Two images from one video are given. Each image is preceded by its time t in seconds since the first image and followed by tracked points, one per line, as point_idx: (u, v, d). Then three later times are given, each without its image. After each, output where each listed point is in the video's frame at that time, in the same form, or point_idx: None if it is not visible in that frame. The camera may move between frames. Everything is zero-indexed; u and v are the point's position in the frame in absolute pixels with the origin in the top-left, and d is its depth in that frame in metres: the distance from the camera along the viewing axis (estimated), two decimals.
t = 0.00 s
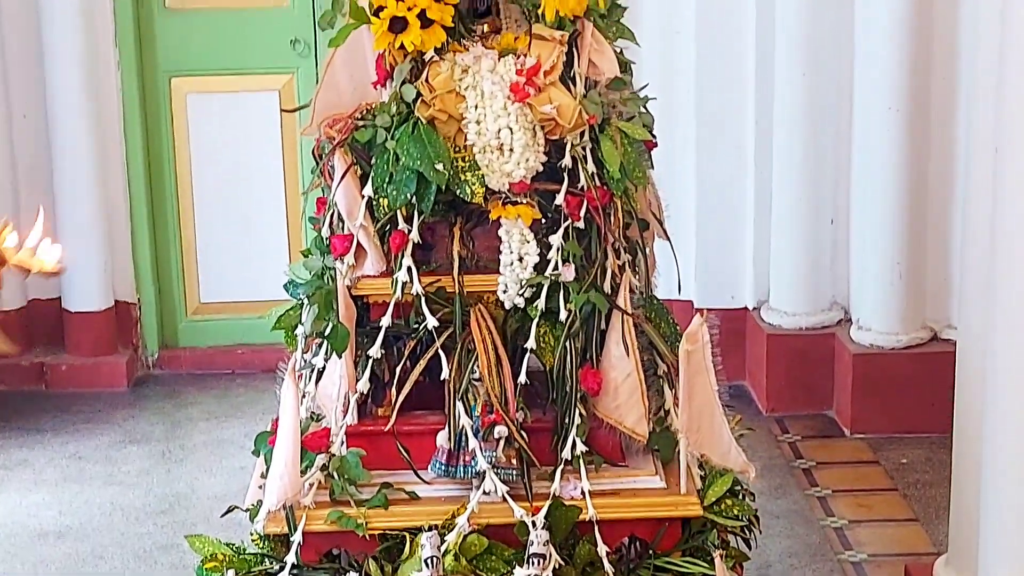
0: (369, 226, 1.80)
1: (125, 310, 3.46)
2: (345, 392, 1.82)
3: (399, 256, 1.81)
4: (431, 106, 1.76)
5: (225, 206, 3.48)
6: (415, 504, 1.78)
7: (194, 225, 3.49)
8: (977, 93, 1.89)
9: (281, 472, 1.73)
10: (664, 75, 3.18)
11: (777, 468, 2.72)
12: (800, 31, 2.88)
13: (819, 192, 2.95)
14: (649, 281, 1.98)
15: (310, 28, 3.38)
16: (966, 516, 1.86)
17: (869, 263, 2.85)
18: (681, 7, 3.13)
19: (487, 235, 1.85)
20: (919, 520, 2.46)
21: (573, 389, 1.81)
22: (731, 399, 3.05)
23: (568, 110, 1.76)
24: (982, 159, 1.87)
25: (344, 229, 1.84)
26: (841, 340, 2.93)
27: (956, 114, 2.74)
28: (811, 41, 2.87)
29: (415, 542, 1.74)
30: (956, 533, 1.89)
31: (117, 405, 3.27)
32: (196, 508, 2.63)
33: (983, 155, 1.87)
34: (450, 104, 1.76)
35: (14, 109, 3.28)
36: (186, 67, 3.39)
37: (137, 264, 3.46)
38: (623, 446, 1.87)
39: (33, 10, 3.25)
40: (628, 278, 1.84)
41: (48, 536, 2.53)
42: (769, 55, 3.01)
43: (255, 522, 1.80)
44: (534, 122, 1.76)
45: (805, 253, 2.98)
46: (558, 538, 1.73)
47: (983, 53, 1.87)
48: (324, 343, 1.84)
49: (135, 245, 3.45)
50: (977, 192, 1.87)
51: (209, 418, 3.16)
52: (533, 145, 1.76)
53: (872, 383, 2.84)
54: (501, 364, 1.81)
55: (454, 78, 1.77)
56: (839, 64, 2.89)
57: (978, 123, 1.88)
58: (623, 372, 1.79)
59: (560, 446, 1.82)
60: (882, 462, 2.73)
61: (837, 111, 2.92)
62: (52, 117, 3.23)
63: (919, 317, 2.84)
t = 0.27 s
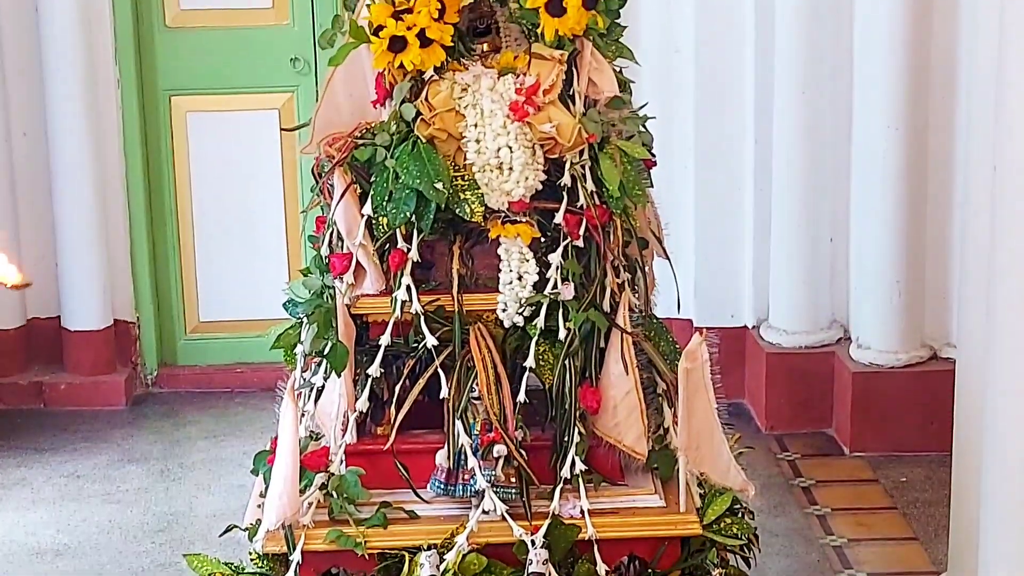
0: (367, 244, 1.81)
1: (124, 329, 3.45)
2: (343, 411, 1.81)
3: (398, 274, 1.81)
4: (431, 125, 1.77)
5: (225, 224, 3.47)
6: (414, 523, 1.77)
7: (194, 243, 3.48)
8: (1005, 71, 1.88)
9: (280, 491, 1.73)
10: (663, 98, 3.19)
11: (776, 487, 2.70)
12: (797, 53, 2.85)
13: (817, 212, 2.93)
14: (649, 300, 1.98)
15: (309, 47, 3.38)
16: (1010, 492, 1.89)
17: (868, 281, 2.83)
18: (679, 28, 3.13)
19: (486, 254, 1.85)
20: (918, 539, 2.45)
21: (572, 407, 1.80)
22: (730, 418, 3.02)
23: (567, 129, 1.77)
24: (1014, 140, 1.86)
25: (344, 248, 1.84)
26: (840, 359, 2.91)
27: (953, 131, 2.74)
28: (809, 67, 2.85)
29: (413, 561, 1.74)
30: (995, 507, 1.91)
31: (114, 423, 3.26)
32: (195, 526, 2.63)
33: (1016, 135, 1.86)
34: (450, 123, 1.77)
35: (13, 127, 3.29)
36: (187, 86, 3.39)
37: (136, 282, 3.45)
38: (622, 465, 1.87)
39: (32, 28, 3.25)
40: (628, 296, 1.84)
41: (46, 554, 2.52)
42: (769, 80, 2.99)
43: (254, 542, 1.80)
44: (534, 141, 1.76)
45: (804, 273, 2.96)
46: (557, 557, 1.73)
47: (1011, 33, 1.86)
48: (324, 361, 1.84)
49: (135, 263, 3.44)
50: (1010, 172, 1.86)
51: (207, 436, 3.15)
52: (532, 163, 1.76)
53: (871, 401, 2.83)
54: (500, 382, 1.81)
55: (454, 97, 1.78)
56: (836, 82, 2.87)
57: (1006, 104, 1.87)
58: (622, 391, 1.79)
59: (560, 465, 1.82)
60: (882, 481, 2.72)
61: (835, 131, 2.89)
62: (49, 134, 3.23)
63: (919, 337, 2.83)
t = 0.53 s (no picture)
0: (368, 259, 1.81)
1: (124, 343, 3.45)
2: (343, 425, 1.81)
3: (398, 288, 1.81)
4: (431, 140, 1.77)
5: (225, 239, 3.47)
6: (413, 537, 1.77)
7: (195, 257, 3.48)
8: (1006, 67, 1.88)
9: (279, 505, 1.73)
10: (663, 113, 3.19)
11: (776, 502, 2.70)
12: (796, 69, 2.86)
13: (816, 228, 2.93)
14: (648, 315, 1.98)
15: (309, 62, 3.38)
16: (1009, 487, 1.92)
17: (868, 295, 2.83)
18: (678, 42, 3.13)
19: (486, 268, 1.86)
20: (918, 555, 2.45)
21: (572, 422, 1.80)
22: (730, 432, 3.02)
23: (568, 143, 1.77)
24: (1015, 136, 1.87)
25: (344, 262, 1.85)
26: (840, 374, 2.91)
27: (954, 146, 2.74)
28: (809, 79, 2.85)
29: None
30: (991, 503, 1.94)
31: (114, 437, 3.26)
32: (194, 541, 2.62)
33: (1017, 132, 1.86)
34: (450, 138, 1.77)
35: (14, 144, 3.27)
36: (188, 100, 3.39)
37: (136, 297, 3.44)
38: (622, 480, 1.86)
39: (33, 44, 3.25)
40: (627, 311, 1.84)
41: (45, 568, 2.52)
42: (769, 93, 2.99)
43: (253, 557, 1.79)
44: (534, 155, 1.76)
45: (804, 286, 2.95)
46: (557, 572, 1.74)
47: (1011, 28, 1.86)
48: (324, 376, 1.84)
49: (135, 277, 3.44)
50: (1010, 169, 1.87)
51: (207, 450, 3.15)
52: (532, 178, 1.77)
53: (870, 416, 2.82)
54: (500, 396, 1.81)
55: (454, 112, 1.78)
56: (835, 98, 2.87)
57: (1006, 102, 1.88)
58: (622, 405, 1.80)
59: (559, 480, 1.82)
60: (882, 496, 2.71)
61: (834, 148, 2.90)
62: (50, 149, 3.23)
63: (919, 351, 2.83)
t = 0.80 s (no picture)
0: (367, 268, 1.81)
1: (123, 354, 3.44)
2: (342, 435, 1.82)
3: (398, 298, 1.81)
4: (429, 149, 1.78)
5: (224, 248, 3.47)
6: (412, 548, 1.77)
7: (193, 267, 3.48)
8: (1003, 68, 1.89)
9: (278, 515, 1.73)
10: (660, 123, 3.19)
11: (776, 511, 2.69)
12: (794, 78, 2.86)
13: (815, 237, 2.93)
14: (646, 324, 1.97)
15: (307, 72, 3.38)
16: (1008, 488, 1.92)
17: (867, 303, 2.83)
18: (676, 52, 3.13)
19: (485, 278, 1.86)
20: (917, 564, 2.44)
21: (571, 432, 1.80)
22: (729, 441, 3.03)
23: (566, 152, 1.77)
24: (1012, 136, 1.87)
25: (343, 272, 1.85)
26: (838, 383, 2.91)
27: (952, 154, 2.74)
28: (806, 88, 2.85)
29: None
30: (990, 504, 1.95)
31: (113, 448, 3.26)
32: (193, 552, 2.62)
33: (1014, 134, 1.87)
34: (448, 147, 1.78)
35: (13, 154, 3.29)
36: (187, 111, 3.39)
37: (135, 308, 3.44)
38: (621, 489, 1.87)
39: (32, 55, 3.25)
40: (626, 321, 1.84)
41: None
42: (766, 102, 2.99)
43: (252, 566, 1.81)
44: (533, 165, 1.77)
45: (803, 294, 2.95)
46: None
47: (1008, 26, 1.87)
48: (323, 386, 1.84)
49: (134, 287, 3.43)
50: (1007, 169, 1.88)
51: (207, 461, 3.15)
52: (531, 188, 1.77)
53: (869, 425, 2.82)
54: (499, 406, 1.81)
55: (452, 122, 1.78)
56: (833, 106, 2.87)
57: (1003, 103, 1.89)
58: (621, 415, 1.79)
59: (558, 489, 1.82)
60: (881, 505, 2.71)
61: (831, 158, 2.90)
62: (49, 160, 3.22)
63: (917, 359, 2.83)
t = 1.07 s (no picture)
0: (367, 280, 1.81)
1: (124, 365, 3.44)
2: (342, 446, 1.82)
3: (398, 310, 1.81)
4: (429, 161, 1.78)
5: (225, 260, 3.47)
6: (412, 560, 1.77)
7: (194, 278, 3.48)
8: (1004, 75, 1.89)
9: (278, 526, 1.73)
10: (660, 134, 3.20)
11: (776, 524, 2.69)
12: (795, 89, 2.86)
13: (815, 249, 2.93)
14: (646, 336, 1.97)
15: (308, 83, 3.38)
16: (1008, 496, 1.92)
17: (867, 315, 2.83)
18: (676, 63, 3.14)
19: (485, 290, 1.86)
20: None
21: (571, 443, 1.80)
22: (729, 453, 3.03)
23: (567, 164, 1.77)
24: (1013, 142, 1.88)
25: (343, 284, 1.85)
26: (839, 396, 2.90)
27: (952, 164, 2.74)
28: (807, 100, 2.85)
29: None
30: (990, 510, 1.95)
31: (113, 459, 3.25)
32: (193, 563, 2.62)
33: (1014, 141, 1.87)
34: (449, 159, 1.78)
35: (14, 166, 3.29)
36: (188, 122, 3.40)
37: (136, 318, 3.44)
38: (621, 501, 1.86)
39: (34, 67, 3.26)
40: (626, 333, 1.84)
41: None
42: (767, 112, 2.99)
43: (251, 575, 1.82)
44: (533, 177, 1.77)
45: (804, 306, 2.95)
46: None
47: (1009, 32, 1.87)
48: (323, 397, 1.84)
49: (134, 298, 3.43)
50: (1008, 175, 1.88)
51: (207, 472, 3.14)
52: (531, 200, 1.77)
53: (869, 437, 2.82)
54: (499, 417, 1.81)
55: (453, 133, 1.78)
56: (833, 117, 2.88)
57: (1003, 110, 1.89)
58: (621, 427, 1.79)
59: (558, 501, 1.81)
60: (882, 518, 2.70)
61: (831, 169, 2.90)
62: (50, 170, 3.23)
63: (918, 371, 2.83)
